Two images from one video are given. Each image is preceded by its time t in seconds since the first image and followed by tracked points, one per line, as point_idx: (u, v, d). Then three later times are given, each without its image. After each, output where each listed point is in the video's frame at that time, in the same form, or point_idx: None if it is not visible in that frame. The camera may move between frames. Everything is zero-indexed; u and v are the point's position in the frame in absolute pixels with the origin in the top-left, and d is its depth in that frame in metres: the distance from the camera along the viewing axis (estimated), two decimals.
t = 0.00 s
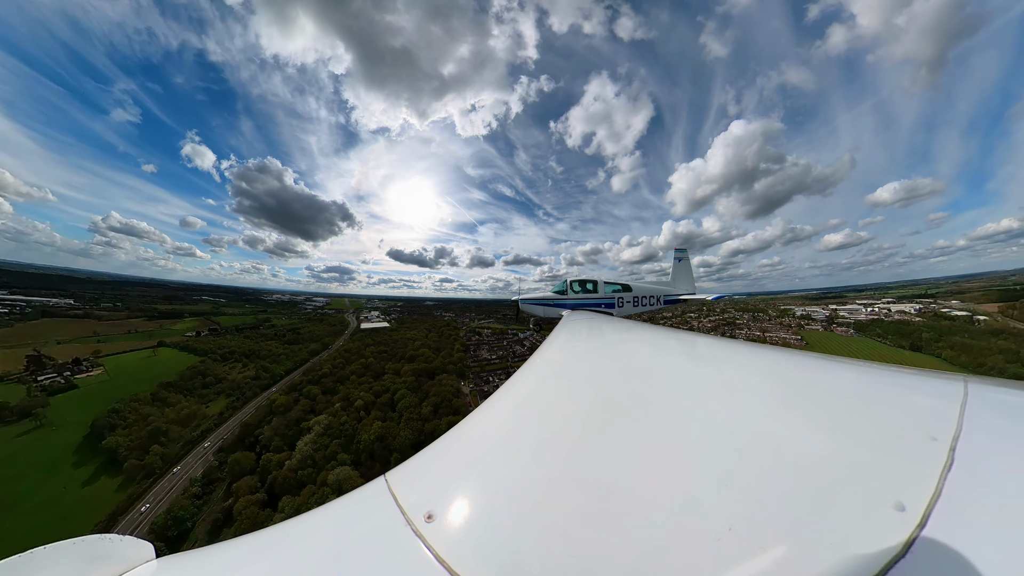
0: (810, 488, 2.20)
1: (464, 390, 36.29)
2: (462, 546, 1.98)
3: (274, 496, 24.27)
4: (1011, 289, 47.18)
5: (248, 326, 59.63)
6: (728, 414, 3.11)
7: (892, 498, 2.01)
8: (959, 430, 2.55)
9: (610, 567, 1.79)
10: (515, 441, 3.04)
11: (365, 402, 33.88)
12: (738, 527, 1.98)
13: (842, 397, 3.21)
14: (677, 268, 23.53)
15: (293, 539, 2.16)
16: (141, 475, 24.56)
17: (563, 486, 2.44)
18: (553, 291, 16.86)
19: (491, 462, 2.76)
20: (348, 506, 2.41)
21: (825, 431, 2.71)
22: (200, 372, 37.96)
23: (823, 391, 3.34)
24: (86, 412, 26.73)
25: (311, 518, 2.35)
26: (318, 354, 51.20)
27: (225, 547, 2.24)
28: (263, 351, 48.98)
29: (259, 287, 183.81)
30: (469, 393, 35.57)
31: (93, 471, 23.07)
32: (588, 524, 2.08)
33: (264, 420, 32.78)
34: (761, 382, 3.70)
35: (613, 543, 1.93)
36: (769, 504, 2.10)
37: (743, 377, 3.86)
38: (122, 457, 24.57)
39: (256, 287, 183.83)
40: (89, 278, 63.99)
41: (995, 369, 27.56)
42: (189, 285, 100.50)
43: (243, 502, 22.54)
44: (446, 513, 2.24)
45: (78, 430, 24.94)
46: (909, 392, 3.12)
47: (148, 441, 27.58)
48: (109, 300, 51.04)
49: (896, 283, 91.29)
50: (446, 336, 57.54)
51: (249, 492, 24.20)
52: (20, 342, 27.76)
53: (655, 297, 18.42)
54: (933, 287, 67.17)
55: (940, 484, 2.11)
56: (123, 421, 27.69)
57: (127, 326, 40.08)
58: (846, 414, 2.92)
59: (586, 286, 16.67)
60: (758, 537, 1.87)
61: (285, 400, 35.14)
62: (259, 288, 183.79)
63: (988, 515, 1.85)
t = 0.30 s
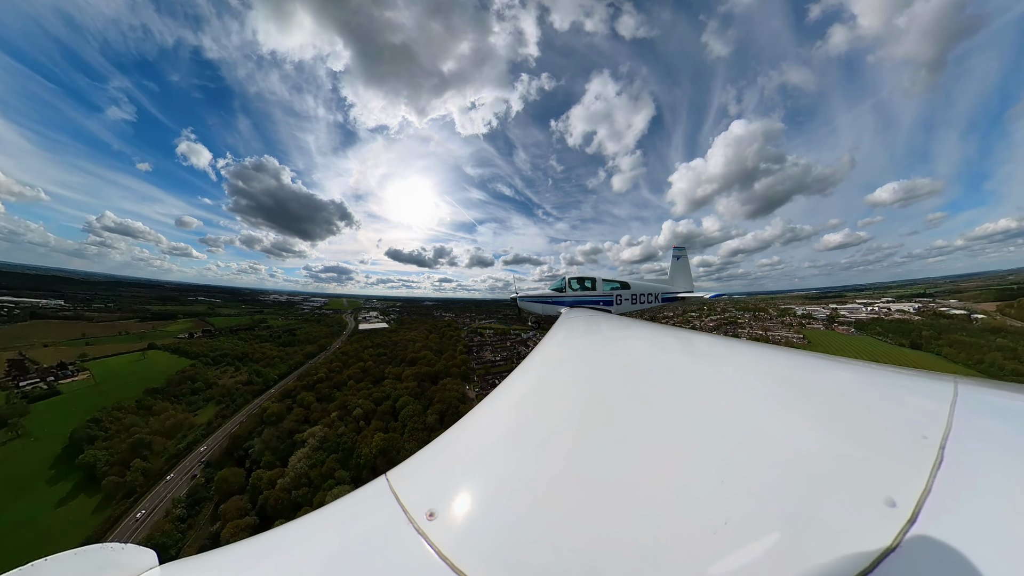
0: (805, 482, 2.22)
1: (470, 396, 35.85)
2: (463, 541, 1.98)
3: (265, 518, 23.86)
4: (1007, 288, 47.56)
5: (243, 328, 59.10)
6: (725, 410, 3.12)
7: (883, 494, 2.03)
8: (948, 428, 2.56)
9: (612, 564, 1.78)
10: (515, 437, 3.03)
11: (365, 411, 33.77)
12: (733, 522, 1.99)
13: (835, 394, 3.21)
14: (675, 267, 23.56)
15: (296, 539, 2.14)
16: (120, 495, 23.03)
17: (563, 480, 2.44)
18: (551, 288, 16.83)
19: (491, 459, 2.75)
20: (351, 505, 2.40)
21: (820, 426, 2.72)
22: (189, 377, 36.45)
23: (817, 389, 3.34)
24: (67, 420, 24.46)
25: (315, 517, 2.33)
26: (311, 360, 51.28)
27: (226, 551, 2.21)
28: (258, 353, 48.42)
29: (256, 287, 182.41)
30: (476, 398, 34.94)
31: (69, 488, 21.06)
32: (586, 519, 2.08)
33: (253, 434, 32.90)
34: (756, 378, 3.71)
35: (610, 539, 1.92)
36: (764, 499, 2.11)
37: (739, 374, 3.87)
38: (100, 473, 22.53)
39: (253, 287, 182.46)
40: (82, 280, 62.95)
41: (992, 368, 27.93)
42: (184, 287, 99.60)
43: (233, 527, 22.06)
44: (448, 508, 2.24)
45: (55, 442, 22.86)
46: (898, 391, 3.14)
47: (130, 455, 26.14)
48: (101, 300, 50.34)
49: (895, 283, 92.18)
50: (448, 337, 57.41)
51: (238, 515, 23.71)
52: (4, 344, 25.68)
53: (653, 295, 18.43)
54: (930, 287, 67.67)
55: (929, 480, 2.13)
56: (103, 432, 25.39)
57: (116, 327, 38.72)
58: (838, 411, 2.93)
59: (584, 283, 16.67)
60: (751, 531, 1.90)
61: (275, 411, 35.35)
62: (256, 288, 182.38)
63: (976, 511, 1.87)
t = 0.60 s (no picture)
0: (800, 472, 2.24)
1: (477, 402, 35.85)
2: (466, 537, 1.97)
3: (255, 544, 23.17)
4: (1005, 287, 47.93)
5: (237, 329, 58.51)
6: (721, 402, 3.14)
7: (874, 484, 2.07)
8: (936, 420, 2.59)
9: (614, 557, 1.79)
10: (515, 432, 3.03)
11: (365, 421, 33.35)
12: (729, 512, 2.01)
13: (827, 386, 3.25)
14: (672, 264, 23.59)
15: (300, 544, 2.11)
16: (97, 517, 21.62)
17: (564, 472, 2.45)
18: (549, 285, 16.78)
19: (493, 453, 2.75)
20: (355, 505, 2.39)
21: (815, 417, 2.74)
22: (178, 382, 35.43)
23: (811, 382, 3.37)
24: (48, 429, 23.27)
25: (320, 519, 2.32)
26: (304, 364, 51.28)
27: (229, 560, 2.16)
28: (251, 357, 47.86)
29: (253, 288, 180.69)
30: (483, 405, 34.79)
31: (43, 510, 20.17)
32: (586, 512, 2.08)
33: (243, 446, 32.01)
34: (752, 372, 3.73)
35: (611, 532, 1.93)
36: (760, 489, 2.13)
37: (735, 368, 3.89)
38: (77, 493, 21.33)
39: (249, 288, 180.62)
40: (74, 281, 61.86)
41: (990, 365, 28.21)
42: (179, 289, 98.73)
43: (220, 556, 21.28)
44: (452, 504, 2.22)
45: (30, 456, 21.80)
46: (888, 383, 3.17)
47: (109, 471, 24.49)
48: (93, 301, 49.65)
49: (892, 283, 93.36)
50: (449, 339, 57.33)
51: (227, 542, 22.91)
52: None
53: (650, 292, 18.46)
54: (928, 285, 68.14)
55: (918, 471, 2.16)
56: (82, 445, 24.27)
57: (109, 327, 38.00)
58: (831, 403, 2.96)
59: (582, 280, 16.66)
60: (748, 520, 1.92)
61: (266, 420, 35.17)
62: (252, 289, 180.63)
63: (963, 502, 1.89)
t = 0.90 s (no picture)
0: (794, 464, 2.25)
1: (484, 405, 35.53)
2: (468, 530, 1.95)
3: None
4: (1004, 287, 48.01)
5: (232, 330, 58.52)
6: (720, 396, 3.13)
7: (865, 476, 2.07)
8: (928, 414, 2.61)
9: (616, 549, 1.77)
10: (516, 426, 3.01)
11: (365, 433, 32.13)
12: (730, 502, 2.00)
13: (822, 380, 3.28)
14: (670, 260, 23.57)
15: (300, 549, 2.05)
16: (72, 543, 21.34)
17: (566, 465, 2.43)
18: (547, 282, 16.78)
19: (495, 448, 2.73)
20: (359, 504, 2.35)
21: (811, 410, 2.76)
22: (164, 389, 36.68)
23: (806, 376, 3.40)
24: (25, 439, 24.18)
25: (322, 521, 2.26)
26: (299, 367, 50.03)
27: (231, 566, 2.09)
28: (245, 360, 47.81)
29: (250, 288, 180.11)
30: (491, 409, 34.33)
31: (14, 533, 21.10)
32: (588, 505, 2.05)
33: (232, 460, 30.36)
34: (750, 365, 3.74)
35: (614, 524, 1.92)
36: (758, 481, 2.13)
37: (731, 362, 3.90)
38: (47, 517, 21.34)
39: (246, 288, 180.14)
40: (68, 283, 61.54)
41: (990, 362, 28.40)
42: (177, 291, 99.08)
43: None
44: (457, 500, 2.19)
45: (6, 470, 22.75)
46: (881, 379, 3.19)
47: (88, 489, 24.30)
48: (85, 302, 49.93)
49: (889, 282, 94.24)
50: (451, 340, 57.25)
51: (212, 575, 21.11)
52: None
53: (648, 288, 18.46)
54: (928, 284, 68.28)
55: (909, 463, 2.16)
56: (61, 459, 25.01)
57: (100, 330, 39.61)
58: (825, 396, 2.98)
59: (580, 276, 16.67)
60: (743, 510, 1.91)
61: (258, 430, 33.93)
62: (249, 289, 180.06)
63: (952, 494, 1.92)
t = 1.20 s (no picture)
0: (790, 452, 2.32)
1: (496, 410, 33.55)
2: (476, 522, 1.92)
3: None
4: (1003, 286, 48.07)
5: (225, 331, 58.76)
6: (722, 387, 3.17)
7: (853, 462, 2.19)
8: (913, 406, 2.75)
9: (624, 539, 1.78)
10: (520, 418, 2.99)
11: (367, 445, 29.03)
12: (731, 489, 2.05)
13: (816, 373, 3.38)
14: (666, 253, 23.57)
15: (298, 563, 1.90)
16: None
17: (571, 456, 2.42)
18: (544, 276, 16.78)
19: (500, 439, 2.70)
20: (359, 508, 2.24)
21: (807, 403, 2.85)
22: (152, 395, 36.28)
23: (800, 368, 3.50)
24: None
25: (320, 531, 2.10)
26: (291, 373, 47.51)
27: None
28: (238, 363, 47.63)
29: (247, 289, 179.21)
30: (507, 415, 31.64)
31: None
32: (597, 494, 2.06)
33: (219, 479, 27.39)
34: (748, 358, 3.80)
35: (623, 512, 1.93)
36: (760, 468, 2.18)
37: (732, 354, 3.94)
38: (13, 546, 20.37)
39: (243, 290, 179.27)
40: (59, 283, 61.05)
41: (989, 359, 28.55)
42: (172, 291, 99.23)
43: None
44: (464, 493, 2.16)
45: None
46: (868, 372, 3.33)
47: (60, 511, 22.93)
48: (77, 304, 51.24)
49: (887, 283, 94.91)
50: (453, 341, 56.72)
51: None
52: None
53: (645, 281, 18.44)
54: (926, 285, 68.56)
55: (894, 450, 2.29)
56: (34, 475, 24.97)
57: (89, 333, 43.39)
58: (818, 388, 3.08)
59: (578, 270, 16.65)
60: (740, 497, 1.98)
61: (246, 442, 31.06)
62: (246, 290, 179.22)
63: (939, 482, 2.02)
